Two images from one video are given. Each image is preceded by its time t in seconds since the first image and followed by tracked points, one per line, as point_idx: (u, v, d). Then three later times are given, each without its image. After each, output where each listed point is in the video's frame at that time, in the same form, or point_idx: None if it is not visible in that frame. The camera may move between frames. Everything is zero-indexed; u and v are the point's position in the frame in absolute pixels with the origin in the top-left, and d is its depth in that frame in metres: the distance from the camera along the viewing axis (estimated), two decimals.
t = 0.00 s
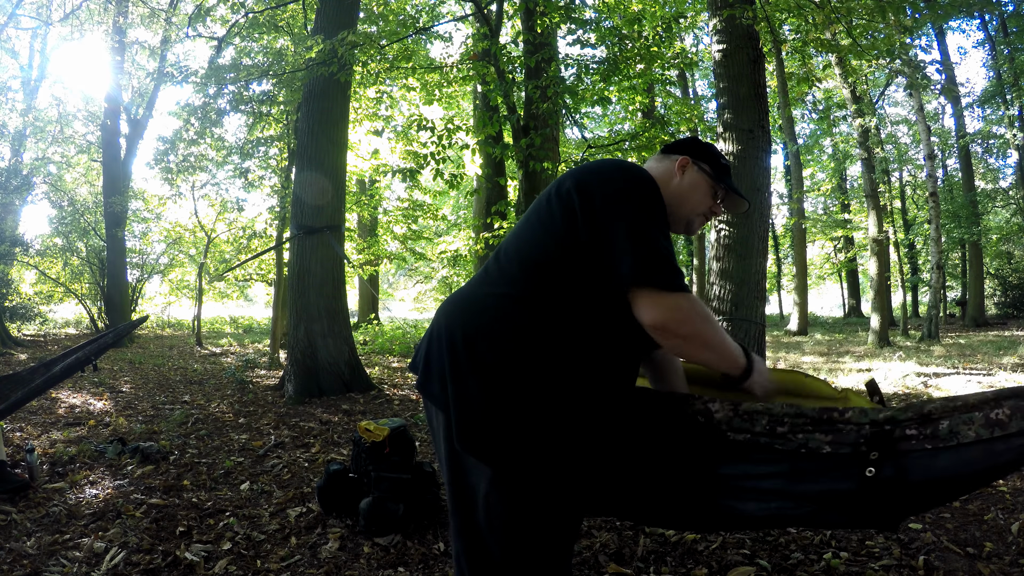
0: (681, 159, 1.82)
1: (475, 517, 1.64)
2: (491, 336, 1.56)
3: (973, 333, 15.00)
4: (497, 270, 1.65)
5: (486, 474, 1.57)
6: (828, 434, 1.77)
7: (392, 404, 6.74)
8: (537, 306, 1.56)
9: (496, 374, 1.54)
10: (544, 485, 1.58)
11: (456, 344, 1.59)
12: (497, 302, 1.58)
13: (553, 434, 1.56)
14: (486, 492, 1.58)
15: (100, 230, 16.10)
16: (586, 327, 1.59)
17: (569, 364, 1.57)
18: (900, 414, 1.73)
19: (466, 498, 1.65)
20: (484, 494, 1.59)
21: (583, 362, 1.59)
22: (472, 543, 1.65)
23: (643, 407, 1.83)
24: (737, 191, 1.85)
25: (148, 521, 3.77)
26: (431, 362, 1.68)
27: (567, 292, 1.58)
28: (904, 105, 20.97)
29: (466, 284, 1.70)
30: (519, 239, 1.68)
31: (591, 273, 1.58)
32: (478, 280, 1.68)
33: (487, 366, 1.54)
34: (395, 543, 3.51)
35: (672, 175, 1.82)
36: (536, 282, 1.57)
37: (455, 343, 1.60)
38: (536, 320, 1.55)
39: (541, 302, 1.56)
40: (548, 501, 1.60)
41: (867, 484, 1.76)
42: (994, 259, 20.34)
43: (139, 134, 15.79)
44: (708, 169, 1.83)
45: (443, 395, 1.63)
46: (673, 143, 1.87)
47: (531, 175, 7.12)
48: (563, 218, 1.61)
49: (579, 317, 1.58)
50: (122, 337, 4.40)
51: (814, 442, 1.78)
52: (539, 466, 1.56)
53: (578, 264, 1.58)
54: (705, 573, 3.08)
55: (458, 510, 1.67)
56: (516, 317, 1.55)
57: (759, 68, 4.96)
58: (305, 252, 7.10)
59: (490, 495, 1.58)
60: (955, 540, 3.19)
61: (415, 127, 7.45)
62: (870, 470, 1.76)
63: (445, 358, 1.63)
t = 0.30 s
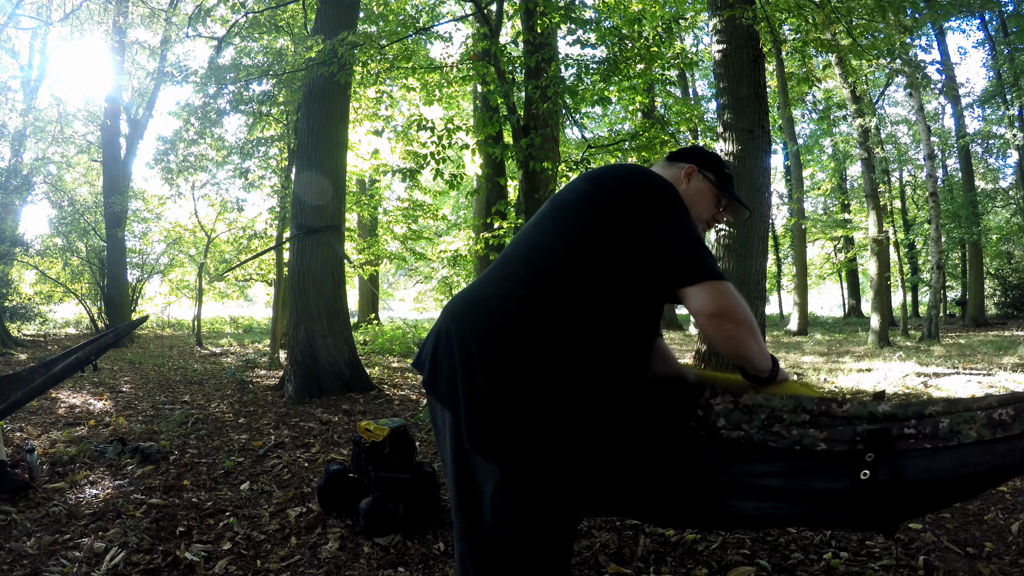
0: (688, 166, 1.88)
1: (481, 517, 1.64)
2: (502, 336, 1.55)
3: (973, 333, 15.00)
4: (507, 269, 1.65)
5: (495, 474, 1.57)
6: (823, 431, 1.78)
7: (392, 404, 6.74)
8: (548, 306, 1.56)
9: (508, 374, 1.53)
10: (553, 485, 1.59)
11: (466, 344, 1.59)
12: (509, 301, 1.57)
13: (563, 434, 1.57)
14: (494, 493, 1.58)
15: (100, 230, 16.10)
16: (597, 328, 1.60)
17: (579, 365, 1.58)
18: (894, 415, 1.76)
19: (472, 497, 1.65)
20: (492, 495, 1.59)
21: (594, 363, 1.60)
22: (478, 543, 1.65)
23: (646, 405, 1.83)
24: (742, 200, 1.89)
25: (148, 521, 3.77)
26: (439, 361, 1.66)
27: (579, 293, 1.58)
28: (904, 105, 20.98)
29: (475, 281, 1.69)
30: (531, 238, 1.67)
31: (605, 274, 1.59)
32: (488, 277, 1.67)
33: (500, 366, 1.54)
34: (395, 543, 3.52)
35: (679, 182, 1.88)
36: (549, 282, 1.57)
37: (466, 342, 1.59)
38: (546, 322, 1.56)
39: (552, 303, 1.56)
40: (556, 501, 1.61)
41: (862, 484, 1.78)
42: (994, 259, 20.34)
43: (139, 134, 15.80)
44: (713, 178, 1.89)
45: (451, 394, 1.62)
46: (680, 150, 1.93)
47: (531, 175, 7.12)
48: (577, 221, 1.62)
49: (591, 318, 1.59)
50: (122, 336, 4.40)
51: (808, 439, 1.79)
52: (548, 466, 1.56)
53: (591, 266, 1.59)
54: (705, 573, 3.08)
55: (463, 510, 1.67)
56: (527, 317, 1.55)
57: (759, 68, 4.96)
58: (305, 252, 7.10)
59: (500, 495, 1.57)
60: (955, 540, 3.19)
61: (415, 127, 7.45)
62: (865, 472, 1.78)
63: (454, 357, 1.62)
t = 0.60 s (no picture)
0: (691, 169, 1.92)
1: (488, 514, 1.63)
2: (512, 335, 1.55)
3: (973, 333, 14.99)
4: (517, 269, 1.64)
5: (504, 472, 1.57)
6: (836, 449, 2.02)
7: (392, 405, 6.74)
8: (558, 307, 1.56)
9: (518, 374, 1.53)
10: (560, 484, 1.59)
11: (476, 344, 1.58)
12: (519, 301, 1.57)
13: (593, 426, 1.61)
14: (503, 491, 1.58)
15: (100, 230, 16.10)
16: (605, 330, 1.60)
17: (588, 366, 1.58)
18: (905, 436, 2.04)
19: (479, 495, 1.65)
20: (500, 494, 1.59)
21: (616, 362, 1.63)
22: (484, 542, 1.65)
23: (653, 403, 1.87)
24: (744, 204, 1.93)
25: (147, 521, 3.77)
26: (448, 359, 1.65)
27: (588, 295, 1.58)
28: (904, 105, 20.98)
29: (484, 280, 1.69)
30: (540, 238, 1.67)
31: (615, 277, 1.59)
32: (498, 277, 1.66)
33: (509, 366, 1.54)
34: (395, 543, 3.52)
35: (682, 185, 1.92)
36: (559, 282, 1.57)
37: (476, 341, 1.58)
38: (554, 322, 1.55)
39: (560, 304, 1.56)
40: (563, 500, 1.61)
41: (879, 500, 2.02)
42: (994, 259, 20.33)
43: (140, 134, 15.82)
44: (716, 182, 1.92)
45: (461, 394, 1.61)
46: (683, 154, 1.96)
47: (531, 175, 7.11)
48: (587, 224, 1.63)
49: (600, 320, 1.59)
50: (122, 337, 4.40)
51: (821, 454, 2.02)
52: (566, 468, 1.58)
53: (602, 267, 1.59)
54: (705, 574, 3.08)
55: (470, 507, 1.66)
56: (538, 317, 1.55)
57: (759, 68, 4.96)
58: (305, 252, 7.10)
59: (508, 494, 1.57)
60: (955, 541, 3.19)
61: (415, 127, 7.46)
62: (880, 495, 2.02)
63: (464, 355, 1.61)
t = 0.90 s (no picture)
0: (692, 171, 1.92)
1: (492, 515, 1.63)
2: (521, 335, 1.54)
3: (973, 333, 15.00)
4: (522, 268, 1.64)
5: (510, 472, 1.57)
6: (837, 437, 2.06)
7: (392, 405, 6.74)
8: (565, 307, 1.56)
9: (524, 374, 1.53)
10: (566, 483, 1.60)
11: (483, 344, 1.57)
12: (526, 301, 1.57)
13: (597, 425, 1.61)
14: (508, 491, 1.58)
15: (100, 230, 16.10)
16: (611, 330, 1.60)
17: (616, 361, 1.63)
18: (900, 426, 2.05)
19: (483, 495, 1.65)
20: (506, 493, 1.58)
21: (621, 363, 1.63)
22: (487, 542, 1.65)
23: (659, 408, 2.00)
24: (744, 206, 1.94)
25: (148, 521, 3.77)
26: (455, 359, 1.64)
27: (593, 295, 1.58)
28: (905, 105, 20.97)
29: (489, 281, 1.68)
30: (546, 239, 1.67)
31: (621, 277, 1.59)
32: (503, 277, 1.65)
33: (517, 366, 1.53)
34: (395, 543, 3.51)
35: (685, 186, 1.91)
36: (563, 281, 1.57)
37: (483, 340, 1.57)
38: (561, 322, 1.55)
39: (566, 303, 1.56)
40: (568, 500, 1.61)
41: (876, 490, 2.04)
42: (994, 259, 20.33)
43: (139, 134, 15.82)
44: (717, 184, 1.92)
45: (467, 395, 1.60)
46: (685, 155, 1.96)
47: (531, 175, 7.11)
48: (592, 225, 1.63)
49: (605, 321, 1.59)
50: (122, 336, 4.39)
51: (824, 444, 2.06)
52: (571, 467, 1.58)
53: (608, 268, 1.59)
54: (705, 573, 3.08)
55: (474, 508, 1.66)
56: (544, 317, 1.55)
57: (759, 68, 4.96)
58: (305, 252, 7.10)
59: (515, 494, 1.57)
60: (955, 541, 3.19)
61: (415, 127, 7.46)
62: (878, 480, 2.05)
63: (470, 355, 1.60)
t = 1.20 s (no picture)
0: (690, 168, 1.92)
1: (500, 515, 1.63)
2: (523, 335, 1.55)
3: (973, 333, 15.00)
4: (524, 268, 1.64)
5: (516, 472, 1.57)
6: (837, 441, 2.06)
7: (391, 405, 6.74)
8: (569, 307, 1.56)
9: (531, 373, 1.53)
10: (572, 480, 1.60)
11: (488, 344, 1.57)
12: (529, 301, 1.57)
13: (602, 424, 1.62)
14: (515, 491, 1.58)
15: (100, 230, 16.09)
16: (615, 329, 1.59)
17: (620, 360, 1.63)
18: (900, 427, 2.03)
19: (490, 495, 1.65)
20: (513, 493, 1.59)
21: (624, 362, 1.63)
22: (494, 543, 1.65)
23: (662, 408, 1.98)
24: (740, 203, 1.95)
25: (148, 521, 3.77)
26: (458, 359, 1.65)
27: (598, 294, 1.58)
28: (904, 105, 20.97)
29: (492, 281, 1.68)
30: (547, 238, 1.67)
31: (624, 275, 1.58)
32: (505, 277, 1.66)
33: (521, 366, 1.54)
34: (395, 543, 3.52)
35: (683, 183, 1.92)
36: (567, 280, 1.58)
37: (486, 339, 1.58)
38: (564, 322, 1.56)
39: (569, 302, 1.56)
40: (573, 498, 1.62)
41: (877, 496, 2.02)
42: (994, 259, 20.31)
43: (139, 134, 15.82)
44: (715, 180, 1.93)
45: (472, 394, 1.60)
46: (683, 152, 1.96)
47: (531, 175, 7.10)
48: (595, 224, 1.63)
49: (610, 319, 1.59)
50: (122, 336, 4.39)
51: (824, 447, 2.07)
52: (578, 467, 1.58)
53: (610, 266, 1.59)
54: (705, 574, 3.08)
55: (481, 508, 1.67)
56: (548, 316, 1.55)
57: (759, 68, 4.96)
58: (305, 252, 7.11)
59: (521, 493, 1.57)
60: (955, 540, 3.19)
61: (415, 127, 7.46)
62: (879, 487, 2.02)
63: (473, 355, 1.61)
